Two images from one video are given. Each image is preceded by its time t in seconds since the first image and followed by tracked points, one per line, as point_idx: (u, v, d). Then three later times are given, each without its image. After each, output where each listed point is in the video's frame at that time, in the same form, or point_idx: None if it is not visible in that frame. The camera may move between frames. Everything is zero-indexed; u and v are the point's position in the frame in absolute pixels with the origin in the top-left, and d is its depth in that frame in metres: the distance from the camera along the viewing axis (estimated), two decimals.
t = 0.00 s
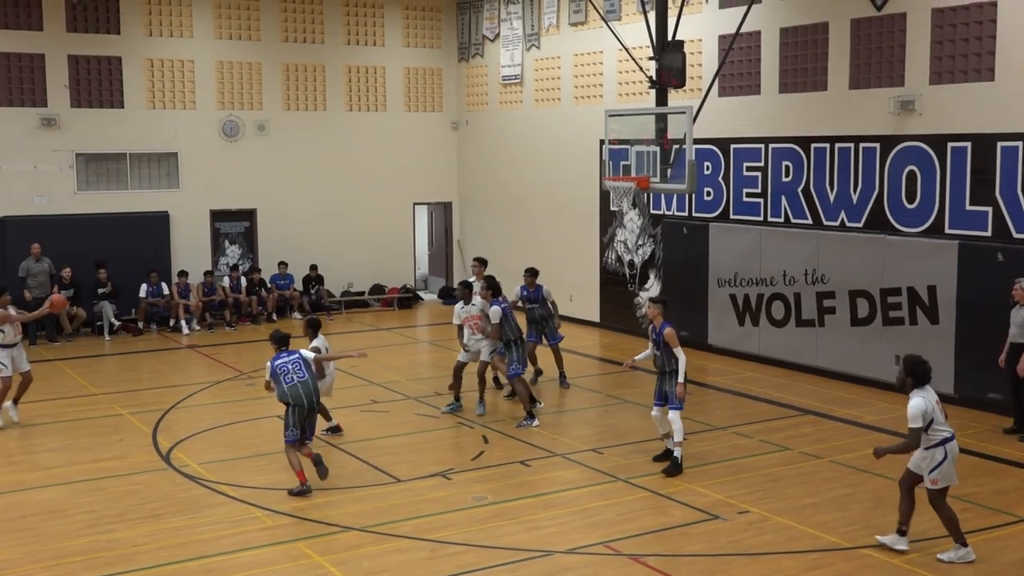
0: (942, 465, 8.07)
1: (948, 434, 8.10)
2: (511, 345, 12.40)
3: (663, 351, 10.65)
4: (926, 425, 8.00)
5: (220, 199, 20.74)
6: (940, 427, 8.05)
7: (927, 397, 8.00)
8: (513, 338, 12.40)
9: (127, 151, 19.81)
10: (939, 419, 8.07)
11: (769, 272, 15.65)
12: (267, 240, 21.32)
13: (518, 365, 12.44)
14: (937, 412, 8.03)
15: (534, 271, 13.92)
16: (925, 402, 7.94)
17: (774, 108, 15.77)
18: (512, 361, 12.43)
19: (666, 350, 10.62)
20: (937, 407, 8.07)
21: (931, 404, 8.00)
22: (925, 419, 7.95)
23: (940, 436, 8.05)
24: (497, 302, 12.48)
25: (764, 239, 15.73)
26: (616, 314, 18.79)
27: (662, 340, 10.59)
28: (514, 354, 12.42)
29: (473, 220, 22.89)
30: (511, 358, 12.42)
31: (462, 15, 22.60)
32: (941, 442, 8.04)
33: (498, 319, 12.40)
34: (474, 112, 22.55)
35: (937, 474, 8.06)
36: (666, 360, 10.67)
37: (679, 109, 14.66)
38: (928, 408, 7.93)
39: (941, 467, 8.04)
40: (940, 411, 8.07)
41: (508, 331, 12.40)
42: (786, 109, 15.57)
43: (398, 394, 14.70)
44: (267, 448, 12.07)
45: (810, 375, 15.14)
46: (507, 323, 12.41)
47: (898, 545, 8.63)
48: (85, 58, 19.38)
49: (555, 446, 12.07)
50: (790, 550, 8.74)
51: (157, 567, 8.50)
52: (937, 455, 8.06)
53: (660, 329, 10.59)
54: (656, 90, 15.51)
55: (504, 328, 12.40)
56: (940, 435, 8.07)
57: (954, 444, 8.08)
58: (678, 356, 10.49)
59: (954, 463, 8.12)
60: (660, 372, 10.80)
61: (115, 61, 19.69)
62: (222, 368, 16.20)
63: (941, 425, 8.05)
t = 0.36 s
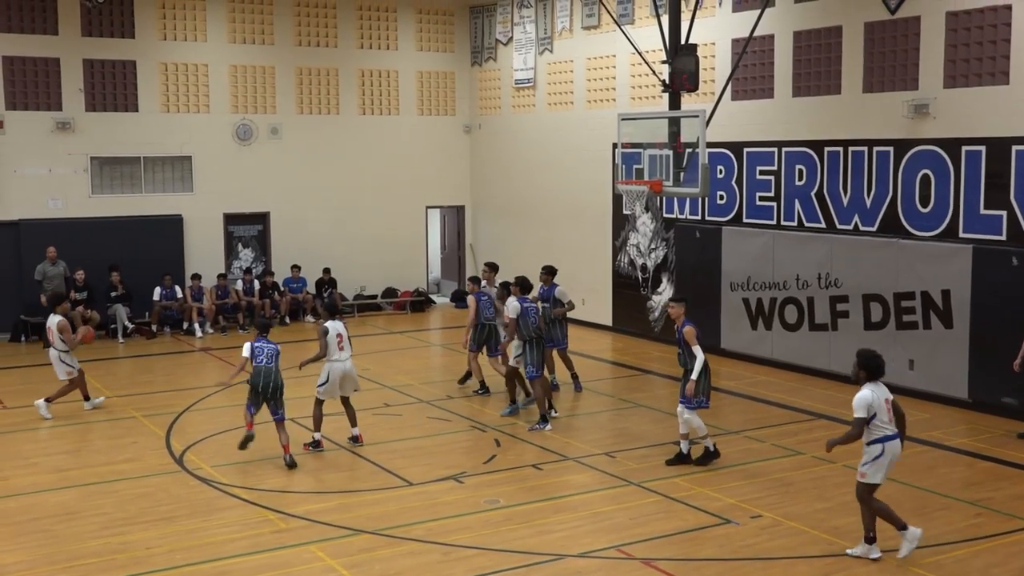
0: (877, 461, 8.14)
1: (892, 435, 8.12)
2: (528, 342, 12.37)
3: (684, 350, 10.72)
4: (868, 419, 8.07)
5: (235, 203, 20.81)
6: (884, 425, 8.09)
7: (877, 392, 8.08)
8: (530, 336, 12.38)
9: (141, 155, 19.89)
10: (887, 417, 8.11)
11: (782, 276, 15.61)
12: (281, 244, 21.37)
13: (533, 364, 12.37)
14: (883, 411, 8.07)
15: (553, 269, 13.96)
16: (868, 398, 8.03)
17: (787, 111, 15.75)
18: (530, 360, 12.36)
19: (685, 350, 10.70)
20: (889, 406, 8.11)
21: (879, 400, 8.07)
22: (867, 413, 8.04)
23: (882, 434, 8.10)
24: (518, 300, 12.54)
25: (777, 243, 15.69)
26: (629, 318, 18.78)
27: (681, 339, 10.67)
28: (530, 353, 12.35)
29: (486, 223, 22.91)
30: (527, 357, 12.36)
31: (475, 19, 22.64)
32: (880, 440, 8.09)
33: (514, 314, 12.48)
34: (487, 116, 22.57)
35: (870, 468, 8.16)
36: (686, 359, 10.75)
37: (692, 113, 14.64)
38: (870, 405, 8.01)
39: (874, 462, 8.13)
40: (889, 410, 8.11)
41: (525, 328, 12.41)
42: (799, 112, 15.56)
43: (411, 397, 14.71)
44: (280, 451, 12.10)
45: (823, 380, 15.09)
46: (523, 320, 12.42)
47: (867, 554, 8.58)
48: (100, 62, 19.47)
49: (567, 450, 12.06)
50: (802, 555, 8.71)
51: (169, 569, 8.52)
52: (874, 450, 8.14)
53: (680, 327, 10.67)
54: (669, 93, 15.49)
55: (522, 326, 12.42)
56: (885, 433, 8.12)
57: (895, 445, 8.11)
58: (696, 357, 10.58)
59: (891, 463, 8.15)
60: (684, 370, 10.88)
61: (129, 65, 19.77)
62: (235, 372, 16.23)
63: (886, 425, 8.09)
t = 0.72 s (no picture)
0: (815, 458, 8.20)
1: (834, 439, 8.14)
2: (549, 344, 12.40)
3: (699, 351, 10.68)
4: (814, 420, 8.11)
5: (240, 205, 20.83)
6: (828, 427, 8.12)
7: (823, 394, 8.12)
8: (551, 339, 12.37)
9: (147, 157, 19.92)
10: (833, 421, 8.13)
11: (786, 279, 15.60)
12: (286, 246, 21.39)
13: (547, 365, 12.46)
14: (828, 413, 8.10)
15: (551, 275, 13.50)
16: (811, 397, 8.09)
17: (791, 114, 15.74)
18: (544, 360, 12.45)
19: (696, 353, 10.71)
20: (837, 410, 8.13)
21: (825, 401, 8.11)
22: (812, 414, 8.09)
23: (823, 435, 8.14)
24: (538, 302, 12.31)
25: (782, 246, 15.68)
26: (633, 320, 18.78)
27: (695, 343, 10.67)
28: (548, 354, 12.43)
29: (490, 225, 22.93)
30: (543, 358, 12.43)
31: (480, 22, 22.66)
32: (818, 440, 8.14)
33: (533, 318, 12.24)
34: (492, 118, 22.58)
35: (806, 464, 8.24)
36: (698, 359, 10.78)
37: (697, 115, 14.64)
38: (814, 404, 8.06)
39: (809, 460, 8.21)
40: (836, 413, 8.13)
41: (545, 331, 12.33)
42: (804, 115, 15.55)
43: (415, 399, 14.73)
44: (285, 453, 12.12)
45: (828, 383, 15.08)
46: (546, 323, 12.30)
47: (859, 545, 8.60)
48: (105, 65, 19.51)
49: (571, 452, 12.05)
50: (806, 558, 8.69)
51: (174, 571, 8.53)
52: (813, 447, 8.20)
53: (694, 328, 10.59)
54: (674, 96, 15.49)
55: (542, 328, 12.29)
56: (828, 434, 8.15)
57: (834, 449, 8.13)
58: (705, 357, 10.61)
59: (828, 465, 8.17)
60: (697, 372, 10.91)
61: (135, 67, 19.80)
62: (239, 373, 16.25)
63: (830, 427, 8.11)
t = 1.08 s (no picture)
0: (792, 454, 8.57)
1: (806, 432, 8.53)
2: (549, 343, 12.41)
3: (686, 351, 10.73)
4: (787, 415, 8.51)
5: (241, 205, 20.84)
6: (800, 421, 8.51)
7: (794, 389, 8.53)
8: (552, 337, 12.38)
9: (148, 158, 19.92)
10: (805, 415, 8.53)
11: (787, 279, 15.59)
12: (287, 246, 21.39)
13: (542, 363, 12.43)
14: (800, 407, 8.50)
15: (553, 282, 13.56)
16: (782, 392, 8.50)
17: (792, 115, 15.75)
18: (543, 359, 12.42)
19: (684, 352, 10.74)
20: (808, 404, 8.54)
21: (795, 396, 8.51)
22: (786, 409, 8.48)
23: (797, 429, 8.53)
24: (538, 300, 12.39)
25: (783, 246, 15.68)
26: (634, 320, 18.78)
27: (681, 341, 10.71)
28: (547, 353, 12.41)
29: (491, 225, 22.93)
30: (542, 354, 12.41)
31: (481, 22, 22.67)
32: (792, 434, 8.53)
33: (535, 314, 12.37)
34: (493, 118, 22.58)
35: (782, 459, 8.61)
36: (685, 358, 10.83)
37: (698, 116, 14.63)
38: (782, 397, 8.48)
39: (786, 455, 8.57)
40: (808, 408, 8.53)
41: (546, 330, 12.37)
42: (805, 115, 15.56)
43: (416, 399, 14.74)
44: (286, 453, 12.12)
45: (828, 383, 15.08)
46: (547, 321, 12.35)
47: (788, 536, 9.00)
48: (106, 65, 19.51)
49: (572, 453, 12.05)
50: (807, 558, 8.69)
51: (175, 571, 8.54)
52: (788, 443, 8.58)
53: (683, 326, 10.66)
54: (675, 97, 15.48)
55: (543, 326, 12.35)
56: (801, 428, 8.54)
57: (809, 442, 8.52)
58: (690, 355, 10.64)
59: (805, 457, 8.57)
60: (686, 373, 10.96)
61: (136, 68, 19.80)
62: (240, 374, 16.26)
63: (802, 420, 8.51)
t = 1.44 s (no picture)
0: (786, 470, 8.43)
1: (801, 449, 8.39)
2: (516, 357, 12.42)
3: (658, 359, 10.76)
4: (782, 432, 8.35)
5: (240, 205, 20.83)
6: (797, 438, 8.36)
7: (792, 406, 8.35)
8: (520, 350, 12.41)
9: (146, 158, 19.92)
10: (799, 432, 8.37)
11: (786, 279, 15.60)
12: (285, 246, 21.39)
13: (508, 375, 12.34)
14: (796, 424, 8.34)
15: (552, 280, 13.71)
16: (779, 408, 8.34)
17: (790, 114, 15.76)
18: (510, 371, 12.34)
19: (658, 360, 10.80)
20: (805, 421, 8.38)
21: (793, 413, 8.35)
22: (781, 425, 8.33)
23: (792, 446, 8.39)
24: (508, 314, 12.45)
25: (781, 246, 15.69)
26: (633, 320, 18.79)
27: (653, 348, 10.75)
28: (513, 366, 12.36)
29: (489, 224, 22.95)
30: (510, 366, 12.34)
31: (479, 22, 22.67)
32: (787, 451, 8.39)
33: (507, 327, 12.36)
34: (491, 118, 22.57)
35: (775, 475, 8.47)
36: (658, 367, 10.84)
37: (697, 116, 14.63)
38: (780, 414, 8.31)
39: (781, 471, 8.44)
40: (804, 425, 8.37)
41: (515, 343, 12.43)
42: (803, 115, 15.56)
43: (414, 399, 14.74)
44: (284, 453, 12.11)
45: (827, 382, 15.08)
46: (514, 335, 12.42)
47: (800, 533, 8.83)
48: (105, 65, 19.50)
49: (570, 453, 12.04)
50: (805, 558, 8.69)
51: (174, 571, 8.54)
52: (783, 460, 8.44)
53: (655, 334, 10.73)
54: (673, 97, 15.48)
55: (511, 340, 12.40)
56: (797, 445, 8.39)
57: (804, 459, 8.38)
58: (662, 363, 10.67)
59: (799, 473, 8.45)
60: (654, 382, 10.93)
61: (134, 68, 19.79)
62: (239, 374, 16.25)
63: (799, 437, 8.36)
